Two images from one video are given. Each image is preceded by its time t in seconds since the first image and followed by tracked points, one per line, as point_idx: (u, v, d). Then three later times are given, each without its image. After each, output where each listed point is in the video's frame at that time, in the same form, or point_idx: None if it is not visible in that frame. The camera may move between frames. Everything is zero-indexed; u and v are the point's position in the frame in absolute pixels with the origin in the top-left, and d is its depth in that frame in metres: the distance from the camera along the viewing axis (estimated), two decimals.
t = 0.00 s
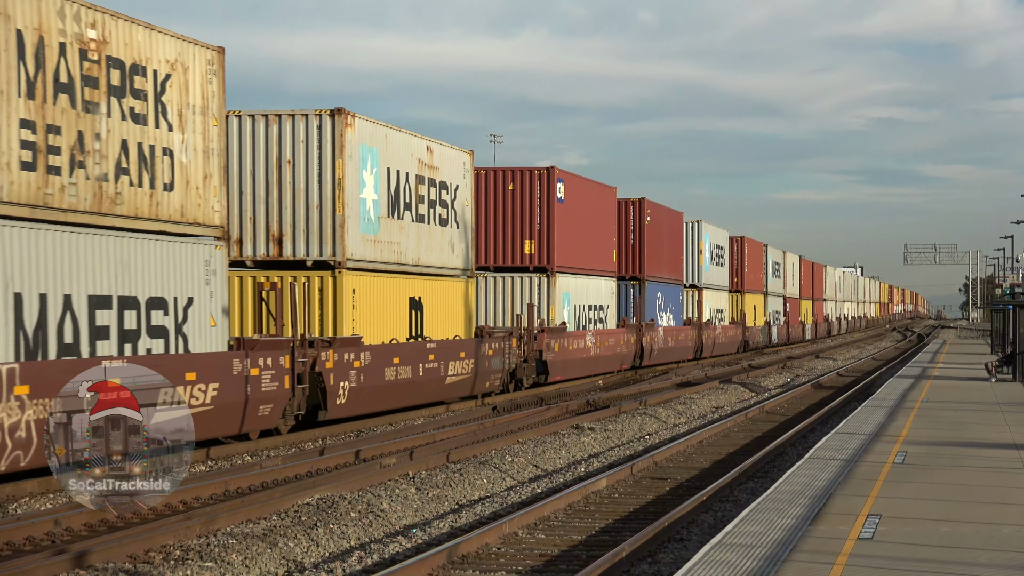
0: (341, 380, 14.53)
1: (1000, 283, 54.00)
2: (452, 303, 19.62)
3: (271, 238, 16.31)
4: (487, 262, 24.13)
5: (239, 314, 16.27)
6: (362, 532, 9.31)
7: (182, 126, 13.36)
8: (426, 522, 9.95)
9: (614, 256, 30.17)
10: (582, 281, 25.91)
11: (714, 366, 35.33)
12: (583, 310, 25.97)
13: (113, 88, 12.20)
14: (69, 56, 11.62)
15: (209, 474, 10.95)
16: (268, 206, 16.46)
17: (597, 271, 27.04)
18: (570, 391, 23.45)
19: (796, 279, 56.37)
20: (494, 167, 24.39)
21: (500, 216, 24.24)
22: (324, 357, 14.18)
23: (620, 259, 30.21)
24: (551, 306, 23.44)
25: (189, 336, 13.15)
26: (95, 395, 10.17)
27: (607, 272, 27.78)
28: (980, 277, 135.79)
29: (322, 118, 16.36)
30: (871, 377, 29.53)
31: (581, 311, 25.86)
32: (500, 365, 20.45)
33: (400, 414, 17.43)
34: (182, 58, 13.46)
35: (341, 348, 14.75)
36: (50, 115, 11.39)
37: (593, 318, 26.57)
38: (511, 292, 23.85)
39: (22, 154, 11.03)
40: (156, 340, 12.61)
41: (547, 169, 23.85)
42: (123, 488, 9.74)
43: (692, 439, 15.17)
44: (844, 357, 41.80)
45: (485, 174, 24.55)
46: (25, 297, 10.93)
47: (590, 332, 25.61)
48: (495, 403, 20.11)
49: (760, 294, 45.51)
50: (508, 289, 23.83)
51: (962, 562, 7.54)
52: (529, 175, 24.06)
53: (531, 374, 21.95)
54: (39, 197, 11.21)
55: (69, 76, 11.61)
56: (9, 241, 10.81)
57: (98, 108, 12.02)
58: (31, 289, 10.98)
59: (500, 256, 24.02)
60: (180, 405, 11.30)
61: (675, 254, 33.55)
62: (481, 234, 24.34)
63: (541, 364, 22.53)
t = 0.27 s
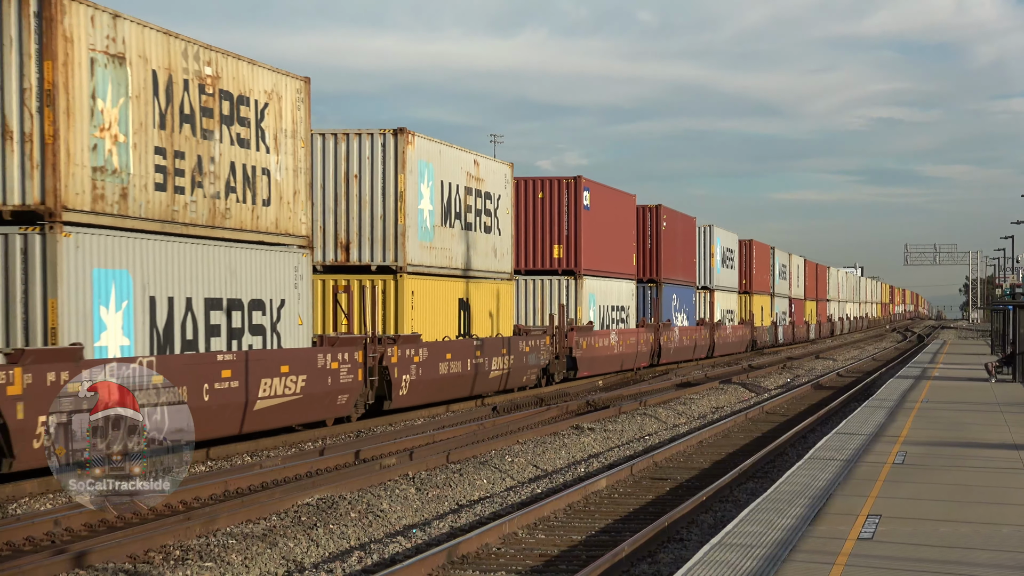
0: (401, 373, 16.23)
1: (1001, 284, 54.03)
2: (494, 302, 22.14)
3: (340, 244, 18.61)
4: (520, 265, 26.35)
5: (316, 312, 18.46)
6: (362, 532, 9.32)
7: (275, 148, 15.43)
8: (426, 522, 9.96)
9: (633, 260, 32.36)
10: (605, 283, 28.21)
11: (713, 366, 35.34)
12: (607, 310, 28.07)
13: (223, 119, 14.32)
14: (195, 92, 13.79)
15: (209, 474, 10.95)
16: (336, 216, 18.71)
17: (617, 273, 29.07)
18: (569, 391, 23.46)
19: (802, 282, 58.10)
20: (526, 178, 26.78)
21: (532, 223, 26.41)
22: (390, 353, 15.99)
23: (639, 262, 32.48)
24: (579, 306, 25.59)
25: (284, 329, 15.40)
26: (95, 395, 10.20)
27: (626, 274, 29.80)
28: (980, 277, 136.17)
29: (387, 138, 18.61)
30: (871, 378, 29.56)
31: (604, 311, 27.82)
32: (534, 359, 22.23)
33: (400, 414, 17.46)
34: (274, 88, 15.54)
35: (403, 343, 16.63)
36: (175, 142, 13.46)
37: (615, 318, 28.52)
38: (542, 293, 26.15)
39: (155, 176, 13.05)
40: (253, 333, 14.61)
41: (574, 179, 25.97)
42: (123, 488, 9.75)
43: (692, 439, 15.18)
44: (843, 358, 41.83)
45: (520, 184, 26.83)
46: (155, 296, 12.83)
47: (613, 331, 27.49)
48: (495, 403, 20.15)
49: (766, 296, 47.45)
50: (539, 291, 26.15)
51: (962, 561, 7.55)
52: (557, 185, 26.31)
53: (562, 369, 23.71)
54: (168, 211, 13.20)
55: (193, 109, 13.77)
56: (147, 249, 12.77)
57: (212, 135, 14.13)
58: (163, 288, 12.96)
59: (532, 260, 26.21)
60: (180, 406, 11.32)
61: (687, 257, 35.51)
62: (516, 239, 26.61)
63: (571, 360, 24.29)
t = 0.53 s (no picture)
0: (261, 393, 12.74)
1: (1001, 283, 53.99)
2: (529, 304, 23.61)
3: (395, 250, 19.87)
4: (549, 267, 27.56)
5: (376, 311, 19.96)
6: (361, 531, 9.30)
7: (349, 166, 16.77)
8: (425, 522, 9.94)
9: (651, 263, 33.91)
10: (628, 284, 29.58)
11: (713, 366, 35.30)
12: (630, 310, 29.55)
13: (308, 141, 15.68)
14: (287, 120, 15.19)
15: (208, 474, 10.92)
16: (392, 224, 20.03)
17: (637, 275, 30.41)
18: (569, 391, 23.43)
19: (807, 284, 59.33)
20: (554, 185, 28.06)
21: (561, 228, 27.67)
22: (443, 348, 17.85)
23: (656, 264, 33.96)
24: (603, 305, 26.89)
25: (356, 328, 16.80)
26: (95, 394, 10.19)
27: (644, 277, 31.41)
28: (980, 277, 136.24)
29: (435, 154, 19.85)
30: (871, 377, 29.52)
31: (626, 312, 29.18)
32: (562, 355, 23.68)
33: (399, 414, 17.42)
34: (349, 112, 16.92)
35: (454, 341, 18.44)
36: (270, 162, 14.80)
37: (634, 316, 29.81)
38: (570, 294, 27.53)
39: (255, 194, 14.40)
40: (329, 331, 16.00)
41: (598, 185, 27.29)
42: (124, 488, 9.74)
43: (692, 439, 15.16)
44: (843, 357, 41.80)
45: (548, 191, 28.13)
46: (254, 298, 14.21)
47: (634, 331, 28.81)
48: (494, 402, 20.10)
49: (772, 296, 48.47)
50: (566, 292, 27.52)
51: (962, 561, 7.53)
52: (582, 193, 27.68)
53: (589, 364, 25.29)
54: (265, 224, 14.55)
55: (285, 133, 15.16)
56: (250, 258, 14.13)
57: (301, 157, 15.49)
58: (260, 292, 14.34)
59: (559, 262, 27.53)
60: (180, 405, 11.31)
61: (701, 259, 37.07)
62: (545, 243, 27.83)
63: (596, 356, 25.80)
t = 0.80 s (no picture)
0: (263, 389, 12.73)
1: (1001, 283, 54.18)
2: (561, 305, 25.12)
3: (442, 255, 21.52)
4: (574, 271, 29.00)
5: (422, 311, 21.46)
6: (362, 532, 9.32)
7: (409, 180, 18.32)
8: (426, 522, 9.97)
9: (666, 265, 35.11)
10: (648, 286, 30.98)
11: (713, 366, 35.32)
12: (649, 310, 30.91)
13: (375, 158, 17.21)
14: (360, 140, 16.77)
15: (208, 474, 10.94)
16: (438, 231, 21.57)
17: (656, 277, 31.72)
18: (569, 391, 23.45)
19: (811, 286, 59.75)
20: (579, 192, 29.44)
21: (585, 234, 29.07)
22: (488, 345, 19.28)
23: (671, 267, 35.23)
24: (626, 305, 28.38)
25: (413, 328, 18.23)
26: (95, 395, 10.17)
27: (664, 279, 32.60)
28: (980, 277, 136.34)
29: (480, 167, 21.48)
30: (871, 378, 29.52)
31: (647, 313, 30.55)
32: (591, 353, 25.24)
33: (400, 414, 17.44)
34: (410, 131, 18.51)
35: (497, 339, 19.89)
36: (344, 178, 16.32)
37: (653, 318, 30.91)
38: (593, 295, 28.96)
39: (332, 206, 15.89)
40: (392, 329, 17.44)
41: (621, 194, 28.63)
42: (124, 488, 9.76)
43: (692, 439, 15.19)
44: (844, 357, 41.82)
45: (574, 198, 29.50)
46: (333, 300, 15.75)
47: (654, 330, 30.25)
48: (495, 403, 20.13)
49: (777, 297, 49.14)
50: (590, 293, 28.96)
51: (961, 561, 7.55)
52: (605, 199, 29.08)
53: (612, 361, 26.80)
54: (340, 233, 16.06)
55: (357, 150, 16.69)
56: (330, 264, 15.66)
57: (370, 173, 17.04)
58: (338, 294, 15.86)
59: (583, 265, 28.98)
60: (180, 406, 11.33)
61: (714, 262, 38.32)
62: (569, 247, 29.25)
63: (619, 353, 27.32)
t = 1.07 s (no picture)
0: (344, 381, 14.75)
1: (1001, 283, 54.13)
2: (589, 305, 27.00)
3: (484, 259, 23.42)
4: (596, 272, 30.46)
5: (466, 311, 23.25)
6: (362, 531, 9.29)
7: (458, 191, 19.87)
8: (426, 522, 9.94)
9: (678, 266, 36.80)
10: (665, 287, 32.87)
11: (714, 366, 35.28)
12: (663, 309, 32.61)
13: (430, 171, 18.72)
14: (422, 157, 18.40)
15: (208, 474, 10.90)
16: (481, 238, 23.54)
17: (670, 278, 33.34)
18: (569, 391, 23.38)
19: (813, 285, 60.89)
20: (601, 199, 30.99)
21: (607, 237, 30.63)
22: (525, 342, 21.40)
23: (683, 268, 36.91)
24: (643, 305, 29.94)
25: (464, 326, 20.00)
26: (94, 395, 10.16)
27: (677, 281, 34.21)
28: (981, 276, 136.33)
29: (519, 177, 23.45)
30: (871, 377, 29.45)
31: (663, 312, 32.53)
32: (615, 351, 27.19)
33: (400, 414, 17.39)
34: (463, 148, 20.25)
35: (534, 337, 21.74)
36: (406, 191, 17.81)
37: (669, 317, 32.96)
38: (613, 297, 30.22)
39: (396, 217, 17.41)
40: (446, 328, 19.17)
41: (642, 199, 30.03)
42: (124, 488, 9.69)
43: (693, 439, 15.15)
44: (844, 357, 41.78)
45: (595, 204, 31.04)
46: (397, 302, 17.38)
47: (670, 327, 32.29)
48: (495, 402, 20.07)
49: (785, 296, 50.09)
50: (611, 295, 30.21)
51: (963, 561, 7.52)
52: (627, 206, 30.55)
53: (633, 358, 28.83)
54: (402, 241, 17.57)
55: (418, 166, 18.28)
56: (393, 269, 17.22)
57: (428, 186, 18.65)
58: (402, 296, 17.48)
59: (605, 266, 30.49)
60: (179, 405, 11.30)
61: (724, 264, 39.88)
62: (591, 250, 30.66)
63: (639, 350, 29.18)
